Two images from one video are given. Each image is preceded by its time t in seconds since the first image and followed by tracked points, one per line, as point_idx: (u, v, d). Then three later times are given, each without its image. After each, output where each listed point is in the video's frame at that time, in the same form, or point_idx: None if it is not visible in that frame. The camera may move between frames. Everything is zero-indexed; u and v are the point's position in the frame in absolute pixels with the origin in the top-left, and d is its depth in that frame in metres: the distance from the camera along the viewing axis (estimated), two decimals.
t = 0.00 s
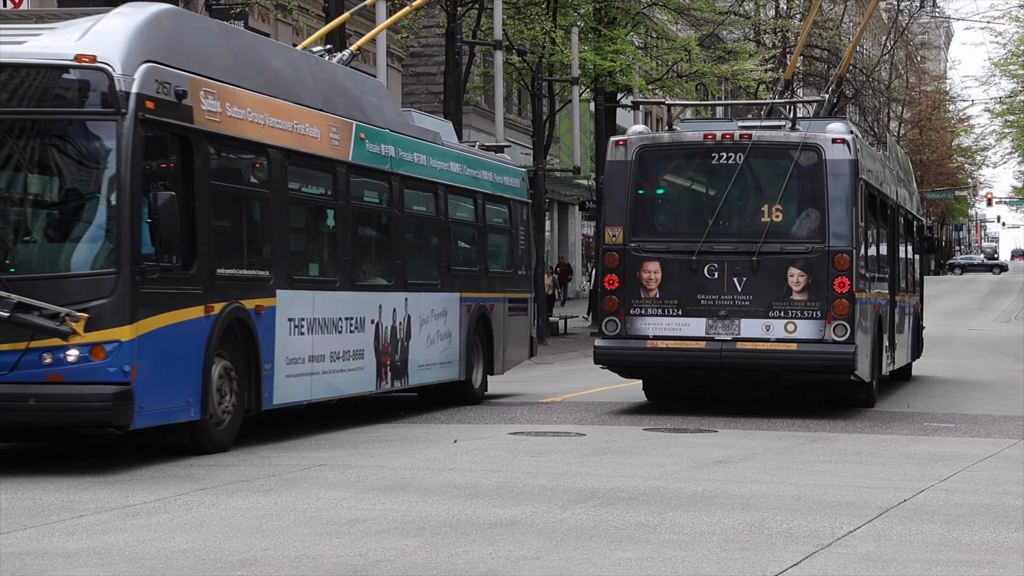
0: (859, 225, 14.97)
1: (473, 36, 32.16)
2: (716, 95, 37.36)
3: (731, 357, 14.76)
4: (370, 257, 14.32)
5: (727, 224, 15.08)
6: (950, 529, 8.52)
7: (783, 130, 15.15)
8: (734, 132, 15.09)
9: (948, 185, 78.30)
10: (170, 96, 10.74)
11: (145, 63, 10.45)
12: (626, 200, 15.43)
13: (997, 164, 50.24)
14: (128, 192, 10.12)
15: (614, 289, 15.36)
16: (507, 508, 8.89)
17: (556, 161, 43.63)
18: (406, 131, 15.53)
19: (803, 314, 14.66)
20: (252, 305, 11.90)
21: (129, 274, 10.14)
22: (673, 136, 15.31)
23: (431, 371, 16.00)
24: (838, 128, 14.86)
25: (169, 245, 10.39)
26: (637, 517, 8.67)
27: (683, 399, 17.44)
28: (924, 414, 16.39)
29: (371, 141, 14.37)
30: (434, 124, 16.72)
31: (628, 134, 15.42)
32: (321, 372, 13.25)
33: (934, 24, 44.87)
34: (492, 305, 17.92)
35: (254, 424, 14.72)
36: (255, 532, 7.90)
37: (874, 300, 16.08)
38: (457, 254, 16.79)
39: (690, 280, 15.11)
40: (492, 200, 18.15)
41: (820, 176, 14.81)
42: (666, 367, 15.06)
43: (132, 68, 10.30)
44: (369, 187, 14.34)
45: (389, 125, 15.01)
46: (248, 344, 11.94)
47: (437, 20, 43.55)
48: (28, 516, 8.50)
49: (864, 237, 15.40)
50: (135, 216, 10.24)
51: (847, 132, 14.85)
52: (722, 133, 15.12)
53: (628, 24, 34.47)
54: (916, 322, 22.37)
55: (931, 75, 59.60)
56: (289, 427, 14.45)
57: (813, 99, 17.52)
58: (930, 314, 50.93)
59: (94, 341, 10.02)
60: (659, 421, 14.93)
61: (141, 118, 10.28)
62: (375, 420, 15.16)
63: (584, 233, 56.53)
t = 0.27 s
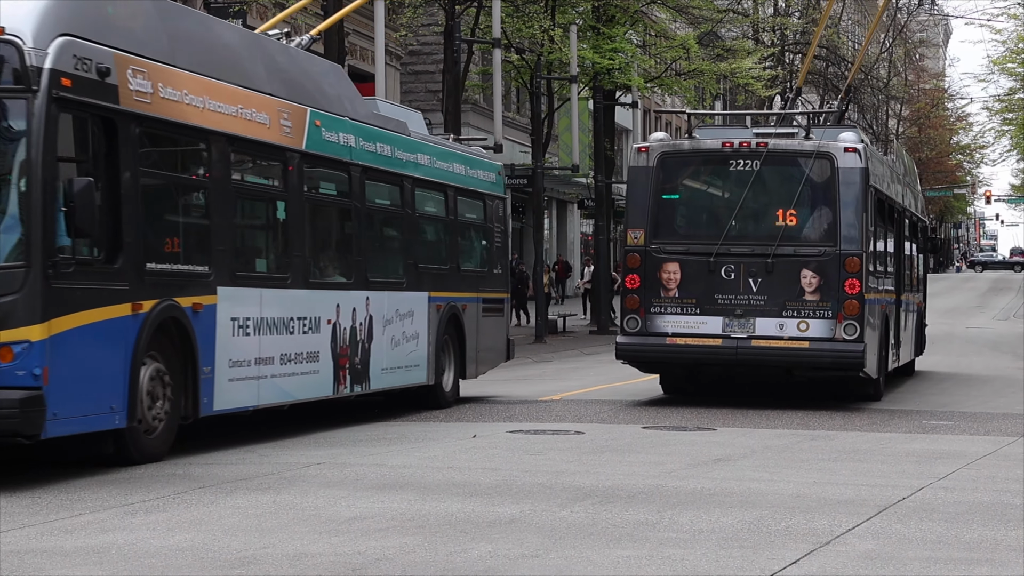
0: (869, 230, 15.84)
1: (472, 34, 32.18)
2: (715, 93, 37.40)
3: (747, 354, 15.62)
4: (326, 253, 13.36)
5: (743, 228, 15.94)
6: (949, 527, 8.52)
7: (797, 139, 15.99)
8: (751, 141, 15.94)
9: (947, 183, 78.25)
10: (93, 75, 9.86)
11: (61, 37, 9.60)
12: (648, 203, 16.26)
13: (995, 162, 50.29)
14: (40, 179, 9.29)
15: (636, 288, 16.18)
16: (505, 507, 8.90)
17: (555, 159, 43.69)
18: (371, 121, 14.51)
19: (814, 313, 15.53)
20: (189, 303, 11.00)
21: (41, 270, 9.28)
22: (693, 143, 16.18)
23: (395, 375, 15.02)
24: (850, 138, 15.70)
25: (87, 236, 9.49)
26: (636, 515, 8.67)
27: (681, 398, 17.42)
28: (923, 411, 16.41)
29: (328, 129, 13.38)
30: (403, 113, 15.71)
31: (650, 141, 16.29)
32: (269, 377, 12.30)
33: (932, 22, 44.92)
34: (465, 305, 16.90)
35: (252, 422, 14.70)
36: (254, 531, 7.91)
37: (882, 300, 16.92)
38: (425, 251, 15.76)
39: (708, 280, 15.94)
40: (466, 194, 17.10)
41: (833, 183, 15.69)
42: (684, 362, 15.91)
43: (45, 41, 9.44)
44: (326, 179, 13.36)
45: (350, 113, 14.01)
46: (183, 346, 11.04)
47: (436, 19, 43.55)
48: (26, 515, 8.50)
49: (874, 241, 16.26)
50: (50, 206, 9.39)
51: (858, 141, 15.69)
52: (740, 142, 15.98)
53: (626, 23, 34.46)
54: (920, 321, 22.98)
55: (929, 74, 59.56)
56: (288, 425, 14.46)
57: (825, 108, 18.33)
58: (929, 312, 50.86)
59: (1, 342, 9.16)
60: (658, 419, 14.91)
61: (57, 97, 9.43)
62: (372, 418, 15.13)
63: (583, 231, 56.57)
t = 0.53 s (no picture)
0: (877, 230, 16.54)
1: (469, 31, 32.18)
2: (712, 90, 37.42)
3: (759, 347, 16.32)
4: (275, 247, 12.33)
5: (757, 227, 16.64)
6: (945, 522, 8.53)
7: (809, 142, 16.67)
8: (765, 144, 16.64)
9: (944, 179, 78.20)
10: None
11: None
12: (666, 203, 16.98)
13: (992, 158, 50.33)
14: None
15: (654, 284, 16.92)
16: (503, 503, 8.90)
17: (552, 156, 43.72)
18: (327, 106, 13.43)
19: (824, 309, 16.22)
20: (112, 301, 10.02)
21: None
22: (710, 146, 16.90)
23: (355, 376, 13.95)
24: (859, 141, 16.38)
25: None
26: (633, 511, 8.67)
27: (679, 394, 17.42)
28: (920, 407, 16.44)
29: (276, 113, 12.32)
30: (364, 98, 14.64)
31: (669, 144, 17.01)
32: (207, 380, 11.26)
33: (929, 19, 44.95)
34: (433, 301, 15.80)
35: (249, 418, 14.68)
36: (250, 527, 7.90)
37: (887, 296, 17.63)
38: (389, 244, 14.65)
39: (723, 277, 16.65)
40: (435, 185, 15.98)
41: (842, 186, 16.40)
42: (699, 355, 16.61)
43: None
44: (273, 166, 12.30)
45: (303, 97, 12.95)
46: (105, 347, 10.02)
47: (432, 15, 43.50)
48: (23, 511, 8.50)
49: (881, 240, 16.96)
50: None
51: (867, 145, 16.37)
52: (754, 145, 16.67)
53: (623, 18, 34.44)
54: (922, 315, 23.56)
55: (926, 70, 59.50)
56: (285, 421, 14.47)
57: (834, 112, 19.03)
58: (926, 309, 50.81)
59: None
60: (655, 415, 14.92)
61: None
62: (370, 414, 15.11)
63: (580, 227, 56.57)
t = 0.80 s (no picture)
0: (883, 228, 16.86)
1: (466, 25, 32.17)
2: (709, 84, 37.43)
3: (770, 338, 16.64)
4: (217, 239, 11.35)
5: (767, 223, 16.93)
6: (942, 516, 8.55)
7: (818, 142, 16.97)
8: (776, 144, 16.92)
9: (941, 173, 78.28)
10: None
11: None
12: (680, 200, 17.28)
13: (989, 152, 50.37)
14: None
15: (669, 277, 17.21)
16: (499, 497, 8.91)
17: (549, 150, 43.72)
18: (275, 88, 12.42)
19: (832, 302, 16.55)
20: (21, 297, 9.07)
21: None
22: (723, 145, 17.18)
23: (309, 377, 12.92)
24: (867, 142, 16.69)
25: None
26: (630, 505, 8.68)
27: (674, 387, 17.44)
28: (917, 401, 16.46)
29: (216, 94, 11.32)
30: (320, 80, 13.64)
31: (684, 143, 17.30)
32: (136, 382, 10.24)
33: (926, 14, 45.01)
34: (398, 296, 14.76)
35: (246, 412, 14.67)
36: (247, 521, 7.91)
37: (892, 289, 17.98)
38: (348, 236, 13.62)
39: (735, 271, 16.93)
40: (401, 173, 14.93)
41: (850, 184, 16.71)
42: (711, 346, 16.90)
43: None
44: (212, 151, 11.28)
45: (247, 78, 11.92)
46: (15, 349, 9.09)
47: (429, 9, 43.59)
48: (20, 505, 8.51)
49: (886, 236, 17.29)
50: None
51: (874, 146, 16.68)
52: (766, 145, 16.96)
53: (621, 13, 34.34)
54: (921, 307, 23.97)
55: (924, 64, 59.54)
56: (283, 414, 14.42)
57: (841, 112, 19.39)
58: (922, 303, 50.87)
59: None
60: (652, 409, 14.93)
61: None
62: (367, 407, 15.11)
63: (577, 222, 56.57)
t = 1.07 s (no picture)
0: (885, 230, 17.34)
1: (463, 23, 32.16)
2: (706, 82, 37.45)
3: (777, 335, 17.09)
4: (149, 234, 10.59)
5: (775, 225, 17.38)
6: (937, 514, 8.55)
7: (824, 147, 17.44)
8: (784, 149, 17.38)
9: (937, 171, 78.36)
10: None
11: None
12: (691, 202, 17.70)
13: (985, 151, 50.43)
14: None
15: (680, 277, 17.62)
16: (494, 495, 8.91)
17: (545, 148, 43.75)
18: (219, 70, 11.65)
19: (836, 301, 17.04)
20: None
21: None
22: (733, 150, 17.62)
23: (255, 380, 12.12)
24: (870, 147, 17.16)
25: None
26: (626, 503, 8.69)
27: (670, 385, 17.44)
28: (912, 399, 16.47)
29: (147, 75, 10.50)
30: (272, 63, 12.88)
31: (694, 148, 17.74)
32: (51, 389, 9.44)
33: (922, 12, 45.08)
34: (357, 292, 13.97)
35: (242, 409, 14.65)
36: (241, 519, 7.90)
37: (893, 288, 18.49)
38: (300, 229, 12.84)
39: (744, 271, 17.37)
40: (361, 162, 14.14)
41: (854, 187, 17.19)
42: (720, 342, 17.34)
43: None
44: (143, 138, 10.50)
45: (185, 58, 11.13)
46: None
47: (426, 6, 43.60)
48: (14, 503, 8.49)
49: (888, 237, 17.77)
50: None
51: (878, 151, 17.15)
52: (774, 149, 17.42)
53: (618, 11, 34.28)
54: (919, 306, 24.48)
55: (920, 62, 59.60)
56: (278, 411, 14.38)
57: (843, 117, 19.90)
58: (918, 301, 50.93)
59: None
60: (648, 407, 14.94)
61: None
62: (363, 404, 15.09)
63: (573, 219, 56.57)
